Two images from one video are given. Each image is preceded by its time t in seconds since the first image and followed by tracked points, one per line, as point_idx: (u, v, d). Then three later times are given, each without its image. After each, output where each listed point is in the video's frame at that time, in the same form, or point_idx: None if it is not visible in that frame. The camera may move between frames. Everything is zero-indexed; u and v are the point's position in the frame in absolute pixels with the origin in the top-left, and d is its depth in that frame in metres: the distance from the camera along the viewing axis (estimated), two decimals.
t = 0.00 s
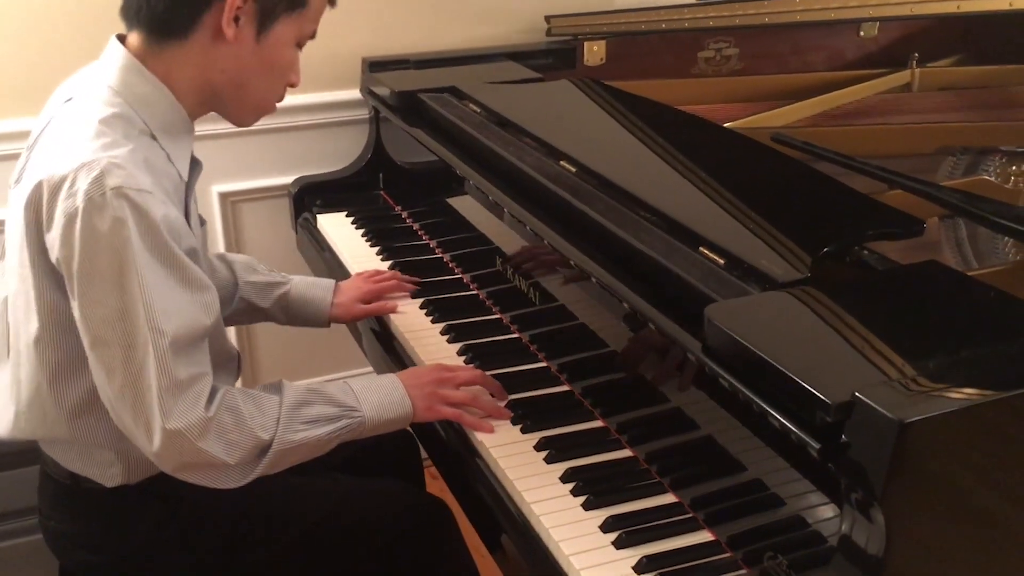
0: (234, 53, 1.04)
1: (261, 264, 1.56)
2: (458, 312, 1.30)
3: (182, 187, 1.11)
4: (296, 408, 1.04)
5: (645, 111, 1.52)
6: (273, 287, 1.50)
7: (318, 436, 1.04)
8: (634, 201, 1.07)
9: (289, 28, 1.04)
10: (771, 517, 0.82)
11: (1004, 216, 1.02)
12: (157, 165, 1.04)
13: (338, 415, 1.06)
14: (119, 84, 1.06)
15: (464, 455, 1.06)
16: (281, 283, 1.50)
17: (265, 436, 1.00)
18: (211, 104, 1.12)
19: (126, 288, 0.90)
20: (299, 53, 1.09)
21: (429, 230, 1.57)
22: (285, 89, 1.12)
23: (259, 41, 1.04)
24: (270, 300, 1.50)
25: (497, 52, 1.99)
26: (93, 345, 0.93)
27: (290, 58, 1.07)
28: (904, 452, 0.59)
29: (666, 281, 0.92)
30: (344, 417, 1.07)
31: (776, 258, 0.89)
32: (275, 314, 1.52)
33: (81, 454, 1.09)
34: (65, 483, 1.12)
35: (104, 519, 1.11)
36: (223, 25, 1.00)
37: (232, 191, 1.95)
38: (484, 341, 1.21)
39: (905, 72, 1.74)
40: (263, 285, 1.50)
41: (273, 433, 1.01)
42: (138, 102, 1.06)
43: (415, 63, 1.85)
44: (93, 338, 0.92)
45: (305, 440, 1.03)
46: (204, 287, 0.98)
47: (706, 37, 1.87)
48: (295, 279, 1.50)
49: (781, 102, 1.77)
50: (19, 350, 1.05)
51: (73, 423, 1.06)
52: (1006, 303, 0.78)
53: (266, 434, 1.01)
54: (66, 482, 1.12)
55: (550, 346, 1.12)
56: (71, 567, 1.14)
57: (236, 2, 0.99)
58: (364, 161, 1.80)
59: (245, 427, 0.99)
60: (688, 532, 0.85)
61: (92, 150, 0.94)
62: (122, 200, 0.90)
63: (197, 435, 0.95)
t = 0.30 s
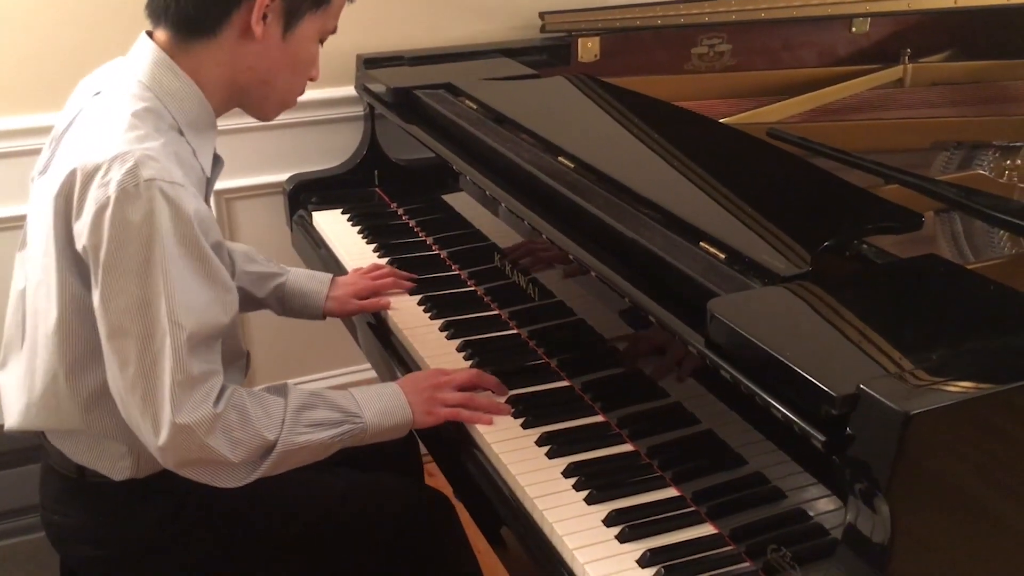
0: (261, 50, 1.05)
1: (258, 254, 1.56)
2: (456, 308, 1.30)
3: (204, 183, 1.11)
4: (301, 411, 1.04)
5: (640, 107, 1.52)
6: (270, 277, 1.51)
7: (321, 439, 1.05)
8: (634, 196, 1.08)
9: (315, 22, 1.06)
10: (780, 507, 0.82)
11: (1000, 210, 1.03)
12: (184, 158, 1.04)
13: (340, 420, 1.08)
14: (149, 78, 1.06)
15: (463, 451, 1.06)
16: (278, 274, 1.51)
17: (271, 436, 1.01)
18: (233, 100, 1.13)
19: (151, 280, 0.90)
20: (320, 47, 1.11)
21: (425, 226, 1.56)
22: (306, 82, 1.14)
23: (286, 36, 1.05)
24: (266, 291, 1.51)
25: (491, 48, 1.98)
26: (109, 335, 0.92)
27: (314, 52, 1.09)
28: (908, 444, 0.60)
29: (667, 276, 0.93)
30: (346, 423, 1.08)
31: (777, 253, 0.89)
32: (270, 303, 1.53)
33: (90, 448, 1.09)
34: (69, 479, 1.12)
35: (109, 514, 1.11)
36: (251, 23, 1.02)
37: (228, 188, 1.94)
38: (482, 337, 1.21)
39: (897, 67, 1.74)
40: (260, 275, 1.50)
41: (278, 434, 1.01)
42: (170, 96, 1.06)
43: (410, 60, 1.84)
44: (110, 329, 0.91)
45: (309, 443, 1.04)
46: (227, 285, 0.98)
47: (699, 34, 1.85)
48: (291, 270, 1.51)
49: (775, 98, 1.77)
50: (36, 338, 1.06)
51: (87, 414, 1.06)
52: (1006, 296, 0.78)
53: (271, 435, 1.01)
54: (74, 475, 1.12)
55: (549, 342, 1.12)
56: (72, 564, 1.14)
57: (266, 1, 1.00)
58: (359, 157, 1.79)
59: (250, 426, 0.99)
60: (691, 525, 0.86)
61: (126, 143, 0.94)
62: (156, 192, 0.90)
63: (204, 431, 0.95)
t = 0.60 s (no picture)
0: (262, 48, 1.06)
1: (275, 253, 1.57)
2: (457, 309, 1.30)
3: (213, 184, 1.11)
4: (305, 412, 1.04)
5: (639, 108, 1.53)
6: (281, 273, 1.50)
7: (325, 439, 1.05)
8: (635, 197, 1.08)
9: (312, 16, 1.07)
10: (782, 507, 0.82)
11: (997, 209, 1.04)
12: (196, 160, 1.04)
13: (344, 420, 1.07)
14: (157, 81, 1.05)
15: (466, 452, 1.06)
16: (289, 270, 1.50)
17: (275, 437, 1.01)
18: (237, 98, 1.13)
19: (163, 283, 0.90)
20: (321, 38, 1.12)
21: (424, 228, 1.57)
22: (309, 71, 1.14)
23: (284, 33, 1.06)
24: (277, 287, 1.50)
25: (488, 49, 1.99)
26: (119, 337, 0.92)
27: (314, 44, 1.10)
28: (915, 442, 0.60)
29: (670, 276, 0.93)
30: (351, 422, 1.08)
31: (779, 254, 0.90)
32: (282, 300, 1.51)
33: (96, 451, 1.09)
34: (73, 482, 1.12)
35: (114, 515, 1.11)
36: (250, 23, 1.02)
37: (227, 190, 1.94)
38: (483, 338, 1.22)
39: (892, 69, 1.74)
40: (272, 270, 1.50)
41: (282, 435, 1.02)
42: (177, 97, 1.06)
43: (407, 62, 1.84)
44: (121, 331, 0.91)
45: (314, 444, 1.04)
46: (236, 290, 0.98)
47: (695, 35, 1.87)
48: (303, 266, 1.50)
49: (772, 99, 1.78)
50: (46, 340, 1.06)
51: (97, 416, 1.07)
52: (1007, 295, 0.79)
53: (276, 436, 1.01)
54: (77, 476, 1.12)
55: (550, 343, 1.13)
56: (76, 566, 1.14)
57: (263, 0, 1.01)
58: (357, 159, 1.79)
59: (255, 428, 0.99)
60: (695, 524, 0.86)
61: (139, 147, 0.94)
62: (169, 196, 0.90)
63: (209, 433, 0.95)
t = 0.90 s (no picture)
0: (228, 46, 1.03)
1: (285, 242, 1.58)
2: (460, 313, 1.30)
3: (201, 184, 1.11)
4: (316, 408, 1.04)
5: (640, 112, 1.53)
6: (290, 264, 1.51)
7: (338, 434, 1.05)
8: (638, 201, 1.08)
9: (277, 8, 1.04)
10: (788, 509, 0.82)
11: (999, 214, 1.04)
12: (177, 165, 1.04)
13: (356, 413, 1.07)
14: (134, 85, 1.04)
15: (470, 455, 1.06)
16: (298, 261, 1.52)
17: (289, 435, 1.01)
18: (215, 94, 1.12)
19: (156, 292, 0.90)
20: (293, 24, 1.09)
21: (426, 232, 1.57)
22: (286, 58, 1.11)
23: (249, 27, 1.03)
24: (287, 277, 1.51)
25: (488, 54, 1.99)
26: (119, 351, 0.92)
27: (285, 34, 1.07)
28: (922, 444, 0.60)
29: (675, 279, 0.93)
30: (363, 415, 1.07)
31: (782, 257, 0.90)
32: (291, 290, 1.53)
33: (97, 459, 1.09)
34: (73, 489, 1.12)
35: (116, 520, 1.11)
36: (212, 22, 1.00)
37: (227, 194, 1.94)
38: (486, 341, 1.22)
39: (891, 73, 1.75)
40: (282, 261, 1.52)
41: (295, 433, 1.02)
42: (157, 102, 1.05)
43: (409, 66, 1.85)
44: (120, 344, 0.91)
45: (327, 439, 1.04)
46: (230, 291, 0.98)
47: (695, 40, 1.87)
48: (312, 257, 1.51)
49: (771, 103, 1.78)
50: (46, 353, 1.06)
51: (96, 428, 1.07)
52: (1010, 299, 0.79)
53: (289, 434, 1.01)
54: (77, 481, 1.11)
55: (553, 346, 1.13)
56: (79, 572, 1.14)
57: None
58: (358, 163, 1.79)
59: (267, 428, 0.99)
60: (700, 527, 0.87)
61: (121, 155, 0.93)
62: (154, 204, 0.89)
63: (221, 437, 0.95)
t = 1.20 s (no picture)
0: (189, 50, 1.02)
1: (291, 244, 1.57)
2: (464, 316, 1.30)
3: (179, 189, 1.11)
4: (321, 409, 1.04)
5: (644, 116, 1.54)
6: (293, 269, 1.51)
7: (343, 435, 1.05)
8: (644, 205, 1.09)
9: (240, 12, 1.02)
10: (796, 512, 0.82)
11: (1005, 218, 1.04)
12: (148, 172, 1.04)
13: (362, 414, 1.07)
14: (101, 92, 1.04)
15: (477, 458, 1.06)
16: (301, 266, 1.51)
17: (292, 438, 1.01)
18: (188, 98, 1.11)
19: (135, 303, 0.90)
20: (261, 26, 1.07)
21: (429, 236, 1.57)
22: (257, 58, 1.10)
23: (210, 31, 1.01)
24: (289, 282, 1.51)
25: (492, 59, 2.00)
26: (108, 365, 0.92)
27: (249, 37, 1.05)
28: (931, 447, 0.60)
29: (682, 283, 0.93)
30: (368, 415, 1.07)
31: (790, 261, 0.90)
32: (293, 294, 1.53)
33: (93, 468, 1.08)
34: (76, 494, 1.11)
35: (120, 526, 1.11)
36: (167, 28, 0.99)
37: (230, 198, 1.95)
38: (491, 345, 1.22)
39: (893, 77, 1.75)
40: (284, 266, 1.51)
41: (300, 435, 1.02)
42: (124, 108, 1.05)
43: (412, 70, 1.86)
44: (108, 358, 0.92)
45: (332, 441, 1.04)
46: (210, 293, 0.98)
47: (697, 45, 1.90)
48: (315, 264, 1.50)
49: (774, 108, 1.79)
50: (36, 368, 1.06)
51: (87, 439, 1.06)
52: (1017, 304, 0.79)
53: (293, 436, 1.01)
54: (77, 489, 1.11)
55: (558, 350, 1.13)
56: None
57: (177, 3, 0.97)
58: (362, 167, 1.80)
59: (270, 430, 0.99)
60: (708, 530, 0.86)
61: (87, 167, 0.93)
62: (122, 215, 0.89)
63: (223, 442, 0.95)
